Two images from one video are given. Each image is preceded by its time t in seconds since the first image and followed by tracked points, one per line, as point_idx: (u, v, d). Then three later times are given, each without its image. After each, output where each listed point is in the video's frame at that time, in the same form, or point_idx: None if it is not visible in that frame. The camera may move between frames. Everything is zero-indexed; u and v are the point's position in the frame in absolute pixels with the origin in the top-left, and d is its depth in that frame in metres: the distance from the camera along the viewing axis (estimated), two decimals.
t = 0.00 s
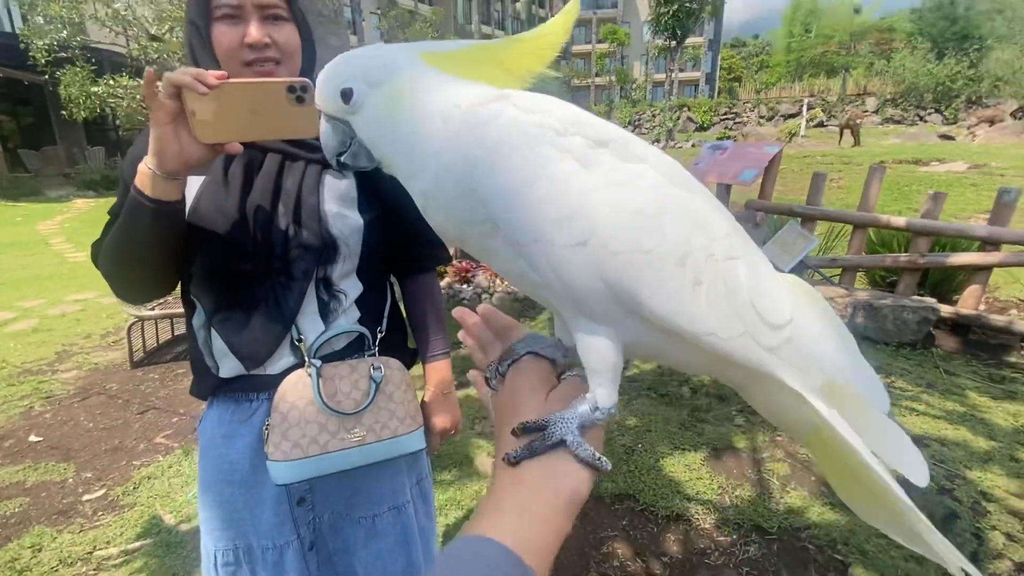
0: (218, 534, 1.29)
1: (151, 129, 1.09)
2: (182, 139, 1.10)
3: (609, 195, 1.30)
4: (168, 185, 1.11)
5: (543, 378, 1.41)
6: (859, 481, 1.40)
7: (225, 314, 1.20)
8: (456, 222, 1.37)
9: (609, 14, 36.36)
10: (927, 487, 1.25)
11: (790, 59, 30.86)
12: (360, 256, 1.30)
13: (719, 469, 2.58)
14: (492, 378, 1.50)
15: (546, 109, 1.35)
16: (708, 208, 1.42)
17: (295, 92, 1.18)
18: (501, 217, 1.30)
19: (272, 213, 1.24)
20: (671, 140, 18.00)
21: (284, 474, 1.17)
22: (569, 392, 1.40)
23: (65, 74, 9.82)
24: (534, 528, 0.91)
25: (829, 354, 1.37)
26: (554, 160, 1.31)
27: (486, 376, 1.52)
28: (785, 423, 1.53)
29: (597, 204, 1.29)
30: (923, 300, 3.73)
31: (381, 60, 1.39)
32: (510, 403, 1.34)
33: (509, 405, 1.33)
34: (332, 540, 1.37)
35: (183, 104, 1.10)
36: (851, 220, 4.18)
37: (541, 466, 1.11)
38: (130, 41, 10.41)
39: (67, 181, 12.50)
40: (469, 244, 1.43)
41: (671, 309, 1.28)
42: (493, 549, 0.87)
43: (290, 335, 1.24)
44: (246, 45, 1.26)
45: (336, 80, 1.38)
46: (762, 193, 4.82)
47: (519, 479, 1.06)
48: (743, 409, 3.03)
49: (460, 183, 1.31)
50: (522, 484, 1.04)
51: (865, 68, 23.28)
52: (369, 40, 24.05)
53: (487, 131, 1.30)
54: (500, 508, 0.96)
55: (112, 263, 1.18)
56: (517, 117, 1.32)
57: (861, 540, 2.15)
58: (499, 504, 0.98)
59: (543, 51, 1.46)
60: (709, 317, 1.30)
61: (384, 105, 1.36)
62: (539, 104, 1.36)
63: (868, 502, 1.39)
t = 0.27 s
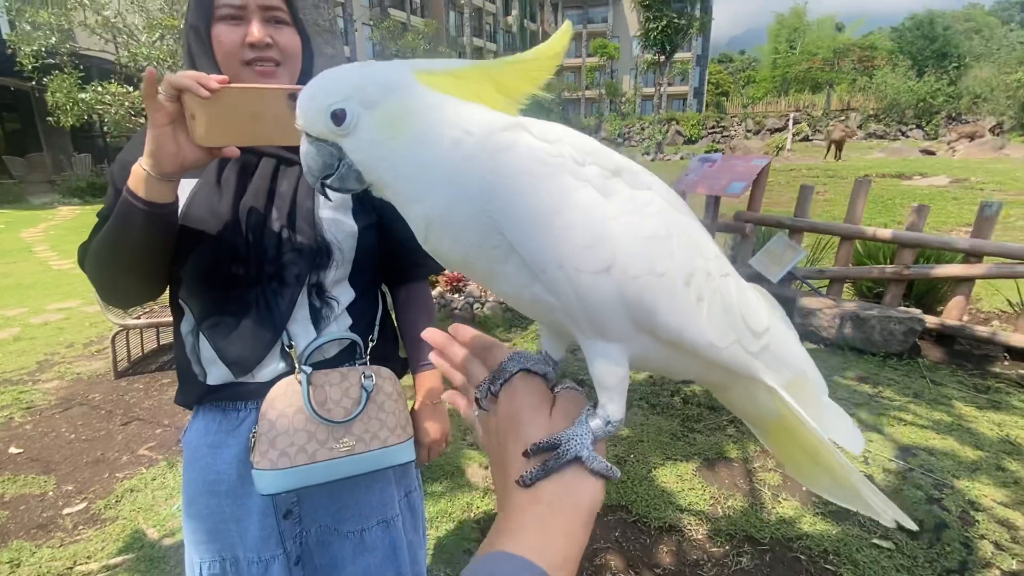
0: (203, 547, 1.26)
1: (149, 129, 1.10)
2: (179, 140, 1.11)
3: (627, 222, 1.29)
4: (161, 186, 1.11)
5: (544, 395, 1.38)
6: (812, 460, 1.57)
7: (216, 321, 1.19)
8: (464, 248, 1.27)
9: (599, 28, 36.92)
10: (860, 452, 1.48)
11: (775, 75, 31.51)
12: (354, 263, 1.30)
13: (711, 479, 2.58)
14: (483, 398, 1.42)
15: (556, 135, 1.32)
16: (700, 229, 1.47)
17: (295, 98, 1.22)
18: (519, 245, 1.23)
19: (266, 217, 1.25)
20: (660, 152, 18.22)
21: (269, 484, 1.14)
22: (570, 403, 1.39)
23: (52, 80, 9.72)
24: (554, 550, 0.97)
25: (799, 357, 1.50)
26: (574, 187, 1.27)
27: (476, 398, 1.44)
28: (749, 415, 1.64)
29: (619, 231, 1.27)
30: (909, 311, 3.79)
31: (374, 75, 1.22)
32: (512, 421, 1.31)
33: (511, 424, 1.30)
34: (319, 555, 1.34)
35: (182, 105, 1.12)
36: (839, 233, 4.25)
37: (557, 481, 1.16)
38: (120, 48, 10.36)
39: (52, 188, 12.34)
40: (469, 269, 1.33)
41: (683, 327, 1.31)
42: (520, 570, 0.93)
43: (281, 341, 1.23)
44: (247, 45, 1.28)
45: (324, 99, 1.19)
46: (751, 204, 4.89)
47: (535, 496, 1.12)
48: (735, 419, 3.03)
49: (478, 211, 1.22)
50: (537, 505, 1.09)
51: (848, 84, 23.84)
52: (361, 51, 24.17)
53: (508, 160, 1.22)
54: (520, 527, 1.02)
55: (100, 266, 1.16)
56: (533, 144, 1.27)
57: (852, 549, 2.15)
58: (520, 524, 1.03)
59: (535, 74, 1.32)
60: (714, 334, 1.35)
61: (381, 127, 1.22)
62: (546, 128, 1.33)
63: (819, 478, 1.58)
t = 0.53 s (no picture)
0: (198, 560, 1.24)
1: (153, 136, 1.09)
2: (182, 148, 1.10)
3: (624, 244, 1.28)
4: (161, 194, 1.09)
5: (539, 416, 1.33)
6: (776, 450, 1.61)
7: (212, 331, 1.17)
8: (465, 276, 1.23)
9: (593, 38, 37.24)
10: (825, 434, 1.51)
11: (767, 85, 31.92)
12: (353, 273, 1.30)
13: (707, 489, 2.57)
14: (474, 429, 1.34)
15: (547, 159, 1.32)
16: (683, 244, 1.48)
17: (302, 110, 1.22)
18: (522, 271, 1.19)
19: (267, 227, 1.25)
20: (654, 160, 18.33)
21: (267, 497, 1.12)
22: (566, 418, 1.36)
23: (45, 84, 9.63)
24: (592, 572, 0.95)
25: (773, 357, 1.54)
26: (571, 212, 1.26)
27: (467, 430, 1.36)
28: (724, 415, 1.66)
29: (617, 254, 1.26)
30: (902, 320, 3.81)
31: (345, 106, 1.20)
32: (511, 447, 1.25)
33: (511, 451, 1.25)
34: (315, 566, 1.33)
35: (187, 113, 1.11)
36: (831, 242, 4.28)
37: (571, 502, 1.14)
38: (114, 53, 10.31)
39: (43, 193, 12.23)
40: (466, 297, 1.29)
41: (677, 342, 1.32)
42: None
43: (280, 351, 1.21)
44: (253, 52, 1.28)
45: (295, 134, 1.18)
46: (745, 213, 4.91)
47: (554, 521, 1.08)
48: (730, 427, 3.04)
49: (481, 238, 1.19)
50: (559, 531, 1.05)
51: (839, 95, 24.17)
52: (356, 58, 24.23)
53: (508, 188, 1.20)
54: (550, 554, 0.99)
55: (94, 273, 1.14)
56: (529, 170, 1.26)
57: (848, 560, 2.14)
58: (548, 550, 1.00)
59: (518, 100, 1.31)
60: (706, 346, 1.36)
61: (357, 160, 1.20)
62: (536, 152, 1.33)
63: (781, 466, 1.62)
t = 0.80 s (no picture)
0: (204, 568, 1.25)
1: (171, 146, 1.09)
2: (199, 158, 1.11)
3: (634, 281, 1.29)
4: (176, 204, 1.09)
5: (547, 438, 1.31)
6: (763, 456, 1.60)
7: (225, 338, 1.18)
8: (480, 310, 1.23)
9: (591, 45, 37.46)
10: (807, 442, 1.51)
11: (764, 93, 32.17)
12: (363, 282, 1.33)
13: (707, 496, 2.57)
14: (481, 454, 1.32)
15: (558, 197, 1.31)
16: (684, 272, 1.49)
17: (317, 121, 1.22)
18: (537, 305, 1.20)
19: (281, 236, 1.26)
20: (651, 167, 18.41)
21: (278, 504, 1.13)
22: (573, 440, 1.35)
23: (43, 88, 9.62)
24: None
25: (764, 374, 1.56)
26: (583, 249, 1.26)
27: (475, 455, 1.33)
28: (712, 426, 1.64)
29: (629, 291, 1.27)
30: (899, 327, 3.82)
31: (363, 144, 1.19)
32: (521, 472, 1.23)
33: (521, 476, 1.22)
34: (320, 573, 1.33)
35: (205, 124, 1.12)
36: (829, 249, 4.30)
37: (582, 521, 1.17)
38: (113, 57, 10.32)
39: (40, 196, 12.19)
40: (478, 329, 1.29)
41: (682, 372, 1.33)
42: None
43: (291, 359, 1.22)
44: (266, 61, 1.28)
45: (311, 173, 1.16)
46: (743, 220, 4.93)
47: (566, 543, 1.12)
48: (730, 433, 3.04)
49: (498, 276, 1.19)
50: (571, 554, 1.10)
51: (834, 103, 24.36)
52: (355, 63, 24.30)
53: (524, 228, 1.21)
54: None
55: (106, 280, 1.14)
56: (541, 210, 1.26)
57: (848, 567, 2.14)
58: None
59: (533, 141, 1.35)
60: (708, 373, 1.38)
61: (370, 199, 1.18)
62: (545, 188, 1.33)
63: (768, 471, 1.63)
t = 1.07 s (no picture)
0: (208, 569, 1.24)
1: (176, 146, 1.09)
2: (205, 159, 1.11)
3: (637, 316, 1.27)
4: (183, 204, 1.09)
5: (537, 464, 1.27)
6: (754, 476, 1.60)
7: (234, 338, 1.18)
8: (479, 341, 1.20)
9: (593, 49, 37.57)
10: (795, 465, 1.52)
11: (766, 98, 32.23)
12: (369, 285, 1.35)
13: (709, 500, 2.56)
14: (472, 479, 1.28)
15: (562, 231, 1.29)
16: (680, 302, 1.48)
17: (322, 119, 1.20)
18: (539, 338, 1.19)
19: (290, 237, 1.26)
20: (653, 170, 18.41)
21: (288, 505, 1.15)
22: (565, 464, 1.30)
23: (47, 90, 9.64)
24: None
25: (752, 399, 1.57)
26: (586, 285, 1.24)
27: (467, 479, 1.29)
28: (705, 451, 1.63)
29: (631, 328, 1.25)
30: (903, 331, 3.81)
31: (364, 173, 1.16)
32: (513, 499, 1.20)
33: (513, 503, 1.19)
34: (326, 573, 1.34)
35: (210, 125, 1.12)
36: (832, 253, 4.29)
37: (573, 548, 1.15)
38: (117, 60, 10.36)
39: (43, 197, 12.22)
40: (477, 359, 1.26)
41: (678, 402, 1.33)
42: None
43: (300, 359, 1.24)
44: (271, 62, 1.29)
45: (315, 199, 1.14)
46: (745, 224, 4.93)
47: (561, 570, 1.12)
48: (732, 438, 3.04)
49: (501, 309, 1.17)
50: None
51: (836, 108, 24.39)
52: (358, 67, 24.39)
53: (528, 264, 1.18)
54: None
55: (117, 279, 1.15)
56: (545, 245, 1.23)
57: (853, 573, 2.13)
58: None
59: (538, 167, 1.30)
60: (702, 403, 1.38)
61: (373, 228, 1.16)
62: (549, 220, 1.30)
63: (756, 488, 1.63)
